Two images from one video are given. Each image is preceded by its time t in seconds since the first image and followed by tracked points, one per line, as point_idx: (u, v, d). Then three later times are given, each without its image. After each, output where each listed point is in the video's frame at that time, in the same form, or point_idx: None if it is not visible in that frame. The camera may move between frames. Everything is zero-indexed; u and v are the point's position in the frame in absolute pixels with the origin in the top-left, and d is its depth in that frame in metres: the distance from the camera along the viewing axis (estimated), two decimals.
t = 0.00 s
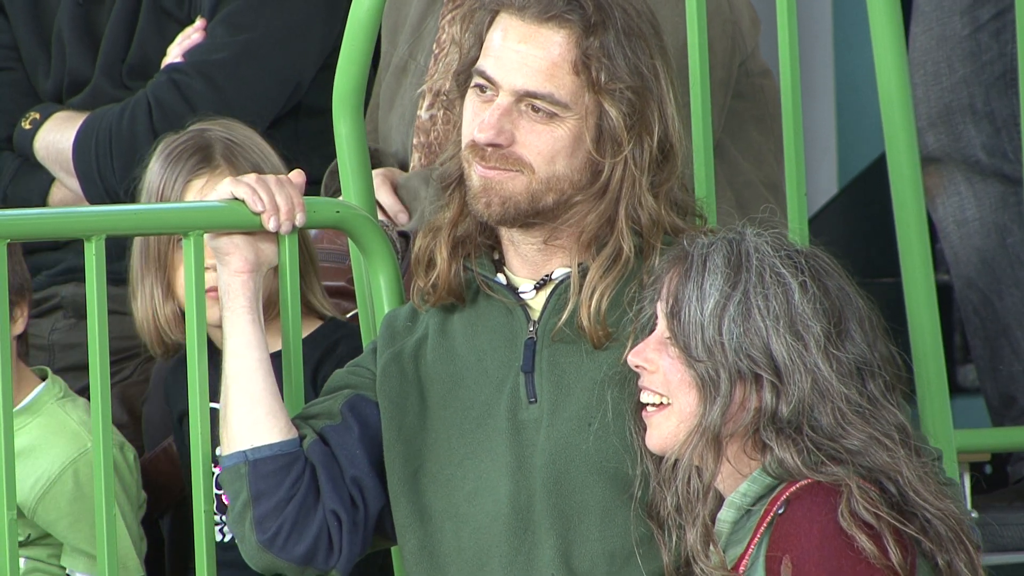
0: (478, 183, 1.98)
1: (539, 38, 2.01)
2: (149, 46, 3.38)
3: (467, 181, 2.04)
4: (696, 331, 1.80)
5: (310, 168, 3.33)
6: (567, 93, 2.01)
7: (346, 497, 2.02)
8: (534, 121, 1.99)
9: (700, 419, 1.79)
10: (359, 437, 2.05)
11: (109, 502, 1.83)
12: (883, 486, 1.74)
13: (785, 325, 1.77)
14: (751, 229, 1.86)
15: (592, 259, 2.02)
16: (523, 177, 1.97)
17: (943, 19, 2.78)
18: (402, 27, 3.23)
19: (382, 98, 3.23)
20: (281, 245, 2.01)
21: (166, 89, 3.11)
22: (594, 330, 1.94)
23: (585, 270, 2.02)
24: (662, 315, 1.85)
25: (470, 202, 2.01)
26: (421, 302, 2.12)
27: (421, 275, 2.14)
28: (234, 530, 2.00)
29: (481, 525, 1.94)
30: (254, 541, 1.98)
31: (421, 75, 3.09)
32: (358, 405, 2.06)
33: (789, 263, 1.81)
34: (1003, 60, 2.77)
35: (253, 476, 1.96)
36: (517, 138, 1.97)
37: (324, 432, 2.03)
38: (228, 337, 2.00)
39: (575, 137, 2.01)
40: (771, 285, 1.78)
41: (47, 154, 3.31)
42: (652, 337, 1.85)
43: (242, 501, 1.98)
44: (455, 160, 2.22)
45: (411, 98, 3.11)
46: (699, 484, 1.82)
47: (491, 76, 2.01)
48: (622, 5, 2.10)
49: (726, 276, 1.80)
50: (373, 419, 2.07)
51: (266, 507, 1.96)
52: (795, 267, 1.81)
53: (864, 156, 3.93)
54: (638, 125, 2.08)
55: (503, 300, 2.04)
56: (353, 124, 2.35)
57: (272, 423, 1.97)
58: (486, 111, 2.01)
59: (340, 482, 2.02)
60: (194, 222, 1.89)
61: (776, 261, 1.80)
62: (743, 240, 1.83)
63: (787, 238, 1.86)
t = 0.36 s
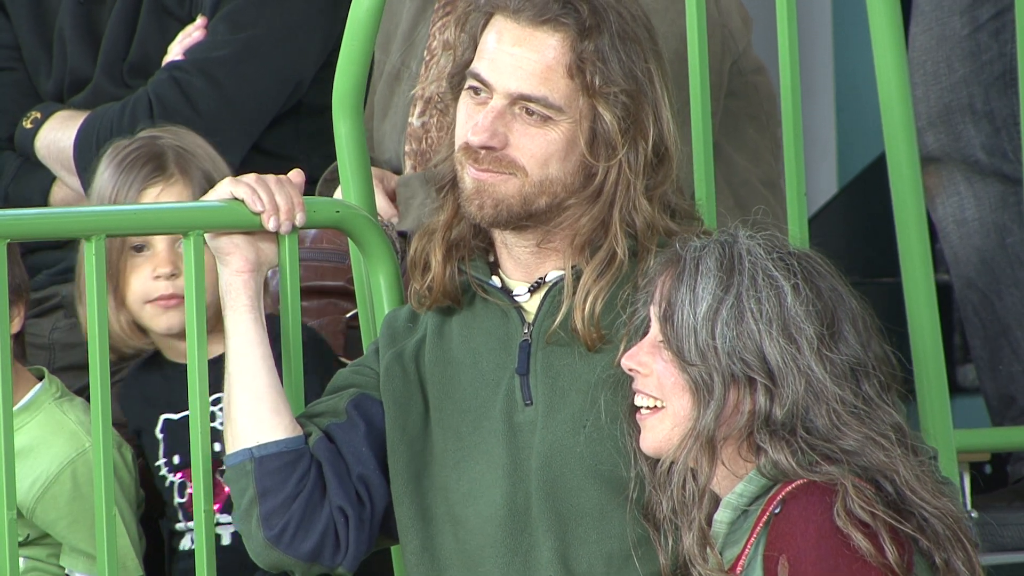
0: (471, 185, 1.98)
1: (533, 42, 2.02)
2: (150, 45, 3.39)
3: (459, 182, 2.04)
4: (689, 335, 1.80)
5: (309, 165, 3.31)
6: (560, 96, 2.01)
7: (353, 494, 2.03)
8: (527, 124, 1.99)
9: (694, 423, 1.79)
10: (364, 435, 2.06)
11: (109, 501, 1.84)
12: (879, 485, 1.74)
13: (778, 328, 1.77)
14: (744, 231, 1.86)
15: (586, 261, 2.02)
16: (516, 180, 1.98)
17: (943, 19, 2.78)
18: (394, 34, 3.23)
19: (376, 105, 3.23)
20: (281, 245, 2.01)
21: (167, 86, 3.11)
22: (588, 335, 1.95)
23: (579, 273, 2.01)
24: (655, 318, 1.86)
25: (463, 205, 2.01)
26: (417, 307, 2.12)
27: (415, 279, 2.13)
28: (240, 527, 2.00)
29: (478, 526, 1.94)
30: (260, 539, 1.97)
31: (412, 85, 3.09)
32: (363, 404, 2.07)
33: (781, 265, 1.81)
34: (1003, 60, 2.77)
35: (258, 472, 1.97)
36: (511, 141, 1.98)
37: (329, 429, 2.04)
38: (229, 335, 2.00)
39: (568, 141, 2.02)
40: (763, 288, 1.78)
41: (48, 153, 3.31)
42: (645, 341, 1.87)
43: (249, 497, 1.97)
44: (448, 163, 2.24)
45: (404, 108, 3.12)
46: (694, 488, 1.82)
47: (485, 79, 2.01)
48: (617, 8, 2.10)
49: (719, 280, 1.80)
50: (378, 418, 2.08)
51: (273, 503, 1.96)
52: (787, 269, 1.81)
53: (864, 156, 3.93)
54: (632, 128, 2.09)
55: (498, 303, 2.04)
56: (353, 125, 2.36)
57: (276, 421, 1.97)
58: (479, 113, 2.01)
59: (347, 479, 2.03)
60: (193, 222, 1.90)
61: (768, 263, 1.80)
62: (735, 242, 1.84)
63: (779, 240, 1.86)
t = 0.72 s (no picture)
0: (464, 191, 1.99)
1: (520, 47, 2.02)
2: (152, 44, 3.39)
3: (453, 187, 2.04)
4: (690, 335, 1.80)
5: (309, 164, 3.30)
6: (551, 98, 2.01)
7: (352, 496, 2.03)
8: (518, 127, 1.99)
9: (695, 422, 1.79)
10: (363, 437, 2.06)
11: (108, 502, 1.83)
12: (881, 486, 1.74)
13: (779, 327, 1.78)
14: (743, 230, 1.87)
15: (581, 262, 2.02)
16: (509, 183, 1.98)
17: (943, 19, 2.78)
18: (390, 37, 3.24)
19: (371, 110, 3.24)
20: (281, 245, 2.02)
21: (168, 82, 3.12)
22: (586, 334, 1.94)
23: (575, 273, 2.02)
24: (655, 317, 1.86)
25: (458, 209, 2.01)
26: (415, 311, 2.12)
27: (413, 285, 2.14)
28: (240, 530, 2.00)
29: (478, 526, 1.95)
30: (259, 540, 1.97)
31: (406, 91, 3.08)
32: (362, 405, 2.08)
33: (782, 264, 1.81)
34: (1003, 60, 2.77)
35: (257, 474, 1.97)
36: (502, 146, 1.97)
37: (328, 431, 2.05)
38: (230, 336, 2.01)
39: (560, 143, 2.02)
40: (764, 288, 1.78)
41: (50, 151, 3.32)
42: (645, 340, 1.86)
43: (248, 499, 1.98)
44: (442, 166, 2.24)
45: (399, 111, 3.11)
46: (696, 487, 1.81)
47: (474, 84, 2.01)
48: (604, 9, 2.10)
49: (719, 279, 1.80)
50: (377, 419, 2.09)
51: (272, 504, 1.97)
52: (788, 269, 1.81)
53: (864, 155, 3.92)
54: (623, 129, 2.09)
55: (496, 305, 2.05)
56: (353, 125, 2.36)
57: (276, 422, 1.98)
58: (469, 119, 2.01)
59: (346, 481, 2.03)
60: (194, 222, 1.90)
61: (769, 263, 1.80)
62: (735, 241, 1.84)
63: (779, 238, 1.86)
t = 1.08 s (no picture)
0: (464, 191, 1.99)
1: (519, 47, 2.02)
2: (150, 45, 3.39)
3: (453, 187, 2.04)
4: (696, 335, 1.80)
5: (310, 163, 3.32)
6: (550, 98, 2.01)
7: (352, 494, 2.03)
8: (518, 128, 1.99)
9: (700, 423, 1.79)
10: (362, 435, 2.06)
11: (107, 503, 1.83)
12: (883, 487, 1.74)
13: (784, 328, 1.78)
14: (747, 231, 1.87)
15: (581, 262, 2.01)
16: (508, 184, 1.98)
17: (942, 20, 2.77)
18: (390, 38, 3.25)
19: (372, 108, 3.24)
20: (280, 245, 2.01)
21: (166, 81, 3.13)
22: (585, 333, 1.95)
23: (575, 273, 2.01)
24: (659, 318, 1.86)
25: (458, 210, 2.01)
26: (416, 311, 2.12)
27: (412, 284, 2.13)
28: (239, 529, 2.00)
29: (477, 526, 1.94)
30: (259, 540, 1.97)
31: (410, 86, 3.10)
32: (361, 405, 2.08)
33: (787, 264, 1.82)
34: (1001, 61, 2.75)
35: (257, 473, 1.97)
36: (502, 146, 1.98)
37: (327, 430, 2.04)
38: (229, 335, 2.01)
39: (559, 143, 2.02)
40: (770, 289, 1.79)
41: (49, 152, 3.33)
42: (650, 339, 1.86)
43: (247, 499, 1.98)
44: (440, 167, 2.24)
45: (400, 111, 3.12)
46: (699, 488, 1.81)
47: (474, 84, 2.01)
48: (603, 8, 2.11)
49: (726, 280, 1.80)
50: (377, 418, 2.09)
51: (271, 504, 1.97)
52: (793, 270, 1.82)
53: (864, 155, 3.93)
54: (623, 129, 2.09)
55: (494, 304, 2.05)
56: (353, 124, 2.36)
57: (276, 422, 1.98)
58: (468, 119, 2.01)
59: (346, 480, 2.03)
60: (193, 222, 1.90)
61: (774, 263, 1.81)
62: (740, 242, 1.84)
63: (784, 240, 1.86)
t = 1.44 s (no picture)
0: (467, 189, 1.98)
1: (522, 44, 2.02)
2: (148, 45, 3.39)
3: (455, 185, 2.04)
4: (703, 336, 1.80)
5: (309, 163, 3.32)
6: (553, 96, 2.01)
7: (352, 493, 2.03)
8: (520, 125, 1.99)
9: (707, 424, 1.79)
10: (363, 433, 2.06)
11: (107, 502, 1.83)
12: (889, 486, 1.74)
13: (790, 328, 1.78)
14: (750, 230, 1.87)
15: (582, 260, 2.02)
16: (510, 181, 1.98)
17: (941, 19, 2.77)
18: (390, 37, 3.25)
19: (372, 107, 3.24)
20: (280, 244, 2.01)
21: (163, 82, 3.12)
22: (586, 331, 1.95)
23: (575, 271, 2.02)
24: (663, 318, 1.86)
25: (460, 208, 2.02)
26: (414, 312, 2.13)
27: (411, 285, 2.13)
28: (240, 528, 2.00)
29: (479, 525, 1.94)
30: (260, 538, 1.97)
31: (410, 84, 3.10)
32: (362, 403, 2.07)
33: (791, 263, 1.82)
34: (1000, 60, 2.76)
35: (258, 472, 1.97)
36: (505, 143, 1.98)
37: (328, 428, 2.04)
38: (229, 334, 2.01)
39: (562, 141, 2.02)
40: (775, 288, 1.79)
41: (46, 152, 3.32)
42: (655, 341, 1.85)
43: (248, 498, 1.98)
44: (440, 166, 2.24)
45: (400, 109, 3.12)
46: (704, 488, 1.81)
47: (476, 82, 2.01)
48: (605, 6, 2.11)
49: (731, 280, 1.81)
50: (378, 417, 2.09)
51: (272, 503, 1.97)
52: (798, 269, 1.82)
53: (863, 155, 3.93)
54: (626, 126, 2.09)
55: (495, 303, 2.05)
56: (353, 123, 2.36)
57: (276, 420, 1.98)
58: (470, 116, 2.01)
59: (347, 478, 2.03)
60: (193, 221, 1.90)
61: (778, 263, 1.81)
62: (744, 241, 1.84)
63: (787, 238, 1.86)
